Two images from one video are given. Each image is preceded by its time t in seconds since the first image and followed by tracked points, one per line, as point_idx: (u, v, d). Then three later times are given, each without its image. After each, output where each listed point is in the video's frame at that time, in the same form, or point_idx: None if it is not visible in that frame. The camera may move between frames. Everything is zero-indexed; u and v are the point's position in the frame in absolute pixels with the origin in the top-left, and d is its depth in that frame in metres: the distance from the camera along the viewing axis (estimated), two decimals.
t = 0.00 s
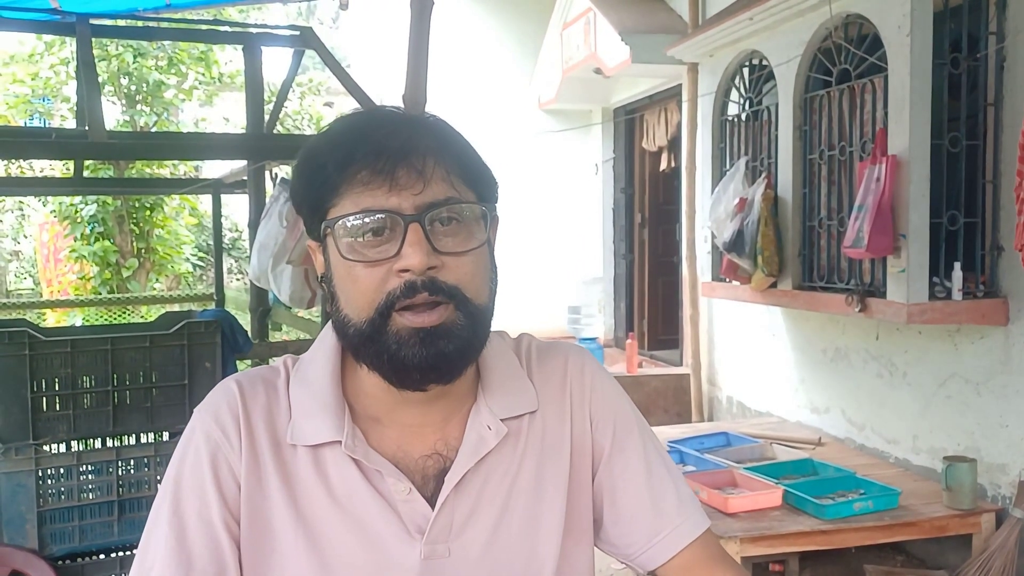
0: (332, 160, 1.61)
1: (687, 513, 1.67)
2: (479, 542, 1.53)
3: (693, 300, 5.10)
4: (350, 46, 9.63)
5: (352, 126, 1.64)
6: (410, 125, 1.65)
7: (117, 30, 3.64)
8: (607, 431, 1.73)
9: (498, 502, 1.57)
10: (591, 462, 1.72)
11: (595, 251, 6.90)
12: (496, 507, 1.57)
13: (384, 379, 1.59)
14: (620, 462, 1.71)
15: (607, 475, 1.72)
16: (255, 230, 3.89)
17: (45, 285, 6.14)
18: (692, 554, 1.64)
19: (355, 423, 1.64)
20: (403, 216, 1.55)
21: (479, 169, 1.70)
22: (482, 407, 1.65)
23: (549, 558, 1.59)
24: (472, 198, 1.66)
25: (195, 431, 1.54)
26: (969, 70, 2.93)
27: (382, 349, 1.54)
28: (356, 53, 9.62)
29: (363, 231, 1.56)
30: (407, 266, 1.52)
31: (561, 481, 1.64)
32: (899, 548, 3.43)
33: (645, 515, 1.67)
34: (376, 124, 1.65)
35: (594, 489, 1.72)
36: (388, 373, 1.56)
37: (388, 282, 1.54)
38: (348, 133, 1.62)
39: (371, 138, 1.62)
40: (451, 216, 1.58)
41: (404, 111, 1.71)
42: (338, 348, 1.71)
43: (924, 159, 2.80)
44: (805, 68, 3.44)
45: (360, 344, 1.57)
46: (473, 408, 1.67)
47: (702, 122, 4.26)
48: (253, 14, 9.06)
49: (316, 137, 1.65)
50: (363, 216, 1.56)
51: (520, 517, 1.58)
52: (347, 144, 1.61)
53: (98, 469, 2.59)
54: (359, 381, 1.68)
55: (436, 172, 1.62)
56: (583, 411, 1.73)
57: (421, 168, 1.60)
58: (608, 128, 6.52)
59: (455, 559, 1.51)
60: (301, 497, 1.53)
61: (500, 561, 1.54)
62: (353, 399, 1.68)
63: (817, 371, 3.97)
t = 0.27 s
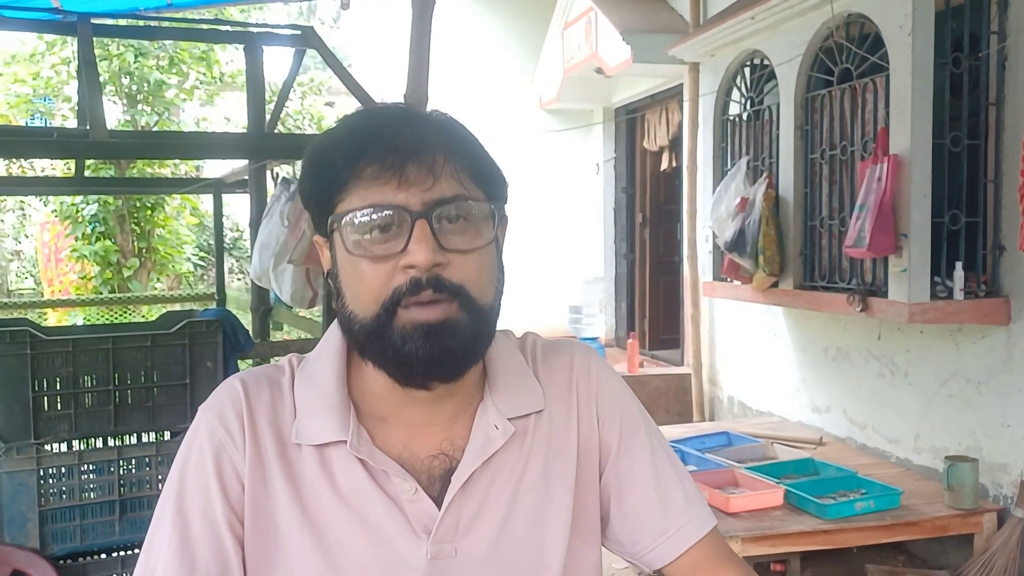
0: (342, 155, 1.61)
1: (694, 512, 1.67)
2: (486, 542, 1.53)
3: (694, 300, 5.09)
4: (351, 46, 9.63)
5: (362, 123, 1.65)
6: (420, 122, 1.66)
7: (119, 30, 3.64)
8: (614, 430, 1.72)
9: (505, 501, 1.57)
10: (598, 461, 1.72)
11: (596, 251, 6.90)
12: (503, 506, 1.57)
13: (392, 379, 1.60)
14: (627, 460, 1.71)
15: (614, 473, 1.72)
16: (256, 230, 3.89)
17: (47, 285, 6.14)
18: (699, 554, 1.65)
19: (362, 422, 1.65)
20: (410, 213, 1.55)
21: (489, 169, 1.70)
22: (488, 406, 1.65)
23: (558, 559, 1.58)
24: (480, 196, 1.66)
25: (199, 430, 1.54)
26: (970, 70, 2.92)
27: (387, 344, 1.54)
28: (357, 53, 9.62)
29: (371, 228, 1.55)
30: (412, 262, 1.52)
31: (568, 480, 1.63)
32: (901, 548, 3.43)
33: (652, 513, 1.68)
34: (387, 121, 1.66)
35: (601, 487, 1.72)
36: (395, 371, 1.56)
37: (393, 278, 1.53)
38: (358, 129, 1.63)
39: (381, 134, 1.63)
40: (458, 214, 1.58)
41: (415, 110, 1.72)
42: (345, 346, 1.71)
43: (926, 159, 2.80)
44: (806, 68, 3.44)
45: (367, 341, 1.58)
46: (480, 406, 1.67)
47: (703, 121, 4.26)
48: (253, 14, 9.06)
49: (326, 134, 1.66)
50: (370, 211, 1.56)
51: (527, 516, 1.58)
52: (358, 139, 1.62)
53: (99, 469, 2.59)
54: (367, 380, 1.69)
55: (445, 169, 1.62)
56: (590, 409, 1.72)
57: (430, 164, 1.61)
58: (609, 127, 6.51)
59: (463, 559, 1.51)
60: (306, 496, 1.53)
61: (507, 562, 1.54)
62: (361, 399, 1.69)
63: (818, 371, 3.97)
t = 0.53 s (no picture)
0: (341, 151, 1.61)
1: (695, 511, 1.67)
2: (487, 542, 1.53)
3: (693, 300, 5.09)
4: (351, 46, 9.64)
5: (359, 119, 1.65)
6: (417, 119, 1.66)
7: (118, 30, 3.63)
8: (614, 429, 1.72)
9: (506, 500, 1.57)
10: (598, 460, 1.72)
11: (595, 251, 6.90)
12: (504, 505, 1.57)
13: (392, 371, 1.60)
14: (627, 459, 1.71)
15: (614, 473, 1.71)
16: (256, 230, 3.89)
17: (46, 285, 6.14)
18: (699, 554, 1.65)
19: (364, 422, 1.65)
20: (410, 208, 1.55)
21: (486, 164, 1.71)
22: (488, 406, 1.65)
23: (559, 559, 1.58)
24: (478, 191, 1.66)
25: (200, 431, 1.55)
26: (969, 70, 2.92)
27: (388, 338, 1.54)
28: (357, 53, 9.62)
29: (370, 225, 1.55)
30: (413, 257, 1.52)
31: (569, 479, 1.63)
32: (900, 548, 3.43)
33: (652, 513, 1.68)
34: (384, 117, 1.66)
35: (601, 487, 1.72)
36: (394, 364, 1.56)
37: (393, 273, 1.54)
38: (355, 126, 1.63)
39: (379, 130, 1.62)
40: (457, 209, 1.57)
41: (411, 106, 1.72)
42: (346, 347, 1.72)
43: (925, 159, 2.80)
44: (805, 68, 3.44)
45: (365, 337, 1.57)
46: (480, 405, 1.68)
47: (702, 122, 4.25)
48: (253, 14, 9.06)
49: (325, 130, 1.66)
50: (368, 208, 1.55)
51: (527, 515, 1.58)
52: (355, 136, 1.62)
53: (98, 470, 2.59)
54: (368, 380, 1.70)
55: (442, 164, 1.62)
56: (590, 408, 1.72)
57: (427, 159, 1.61)
58: (609, 128, 6.51)
59: (464, 559, 1.51)
60: (308, 495, 1.53)
61: (508, 562, 1.54)
62: (362, 398, 1.69)
63: (817, 372, 3.97)
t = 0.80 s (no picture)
0: (351, 158, 1.62)
1: (701, 512, 1.67)
2: (496, 542, 1.53)
3: (694, 301, 5.08)
4: (351, 49, 9.66)
5: (368, 124, 1.65)
6: (429, 125, 1.66)
7: (118, 35, 3.63)
8: (621, 430, 1.72)
9: (515, 501, 1.57)
10: (606, 460, 1.71)
11: (595, 253, 6.90)
12: (513, 506, 1.56)
13: (400, 375, 1.59)
14: (633, 459, 1.71)
15: (621, 473, 1.71)
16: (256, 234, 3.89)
17: (47, 290, 6.15)
18: (704, 555, 1.64)
19: (376, 422, 1.66)
20: (421, 214, 1.55)
21: (496, 171, 1.71)
22: (495, 407, 1.65)
23: (568, 559, 1.58)
24: (488, 197, 1.67)
25: (211, 433, 1.54)
26: (968, 70, 2.92)
27: (400, 344, 1.54)
28: (356, 57, 9.63)
29: (381, 230, 1.56)
30: (425, 262, 1.52)
31: (577, 479, 1.63)
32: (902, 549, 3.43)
33: (658, 513, 1.67)
34: (392, 122, 1.66)
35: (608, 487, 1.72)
36: (405, 369, 1.55)
37: (405, 277, 1.54)
38: (367, 131, 1.64)
39: (391, 136, 1.63)
40: (466, 215, 1.58)
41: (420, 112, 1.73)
42: (355, 350, 1.72)
43: (924, 159, 2.80)
44: (804, 69, 3.44)
45: (377, 342, 1.58)
46: (487, 406, 1.67)
47: (702, 123, 4.26)
48: (252, 18, 9.07)
49: (334, 136, 1.66)
50: (380, 213, 1.56)
51: (536, 515, 1.58)
52: (368, 141, 1.62)
53: (99, 475, 2.59)
54: (375, 381, 1.70)
55: (453, 170, 1.63)
56: (597, 409, 1.72)
57: (439, 165, 1.62)
58: (608, 129, 6.51)
59: (475, 559, 1.51)
60: (318, 498, 1.53)
61: (517, 562, 1.54)
62: (371, 399, 1.69)
63: (818, 373, 3.97)
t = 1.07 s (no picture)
0: (361, 170, 1.63)
1: (708, 510, 1.66)
2: (514, 532, 1.55)
3: (694, 301, 5.07)
4: (351, 49, 9.66)
5: (381, 133, 1.66)
6: (440, 133, 1.65)
7: (117, 37, 3.63)
8: (633, 426, 1.73)
9: (531, 491, 1.59)
10: (617, 456, 1.72)
11: (596, 252, 6.90)
12: (529, 496, 1.59)
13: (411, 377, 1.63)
14: (644, 456, 1.71)
15: (632, 469, 1.71)
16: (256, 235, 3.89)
17: (47, 292, 6.14)
18: (709, 552, 1.64)
19: (396, 414, 1.68)
20: (425, 227, 1.57)
21: (511, 177, 1.68)
22: (514, 400, 1.68)
23: (583, 549, 1.60)
24: (497, 206, 1.65)
25: (233, 437, 1.53)
26: (968, 69, 2.92)
27: (404, 353, 1.58)
28: (357, 57, 9.63)
29: (389, 240, 1.58)
30: (425, 276, 1.54)
31: (593, 472, 1.66)
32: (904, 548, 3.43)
33: (666, 510, 1.67)
34: (404, 131, 1.66)
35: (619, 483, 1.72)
36: (411, 374, 1.60)
37: (409, 289, 1.56)
38: (378, 142, 1.64)
39: (399, 148, 1.63)
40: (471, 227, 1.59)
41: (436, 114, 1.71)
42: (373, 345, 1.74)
43: (924, 158, 2.80)
44: (804, 68, 3.44)
45: (386, 345, 1.61)
46: (505, 402, 1.70)
47: (702, 122, 4.26)
48: (251, 19, 9.07)
49: (350, 144, 1.68)
50: (389, 224, 1.58)
51: (553, 506, 1.60)
52: (377, 152, 1.63)
53: (100, 476, 2.59)
54: (392, 375, 1.72)
55: (460, 182, 1.62)
56: (611, 404, 1.74)
57: (444, 179, 1.61)
58: (608, 129, 6.51)
59: (494, 547, 1.54)
60: (339, 491, 1.55)
61: (533, 553, 1.56)
62: (392, 392, 1.71)
63: (818, 372, 3.97)
